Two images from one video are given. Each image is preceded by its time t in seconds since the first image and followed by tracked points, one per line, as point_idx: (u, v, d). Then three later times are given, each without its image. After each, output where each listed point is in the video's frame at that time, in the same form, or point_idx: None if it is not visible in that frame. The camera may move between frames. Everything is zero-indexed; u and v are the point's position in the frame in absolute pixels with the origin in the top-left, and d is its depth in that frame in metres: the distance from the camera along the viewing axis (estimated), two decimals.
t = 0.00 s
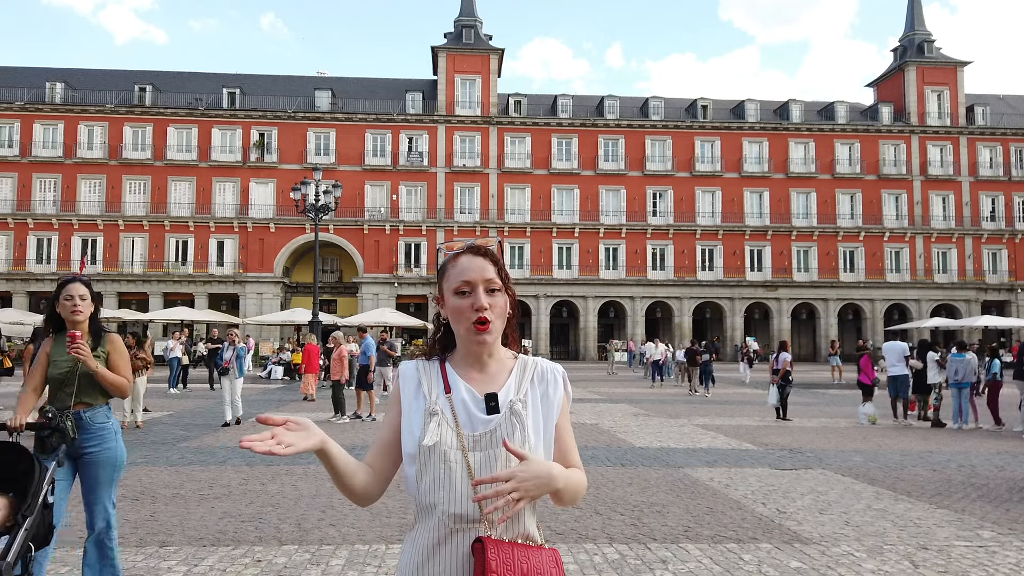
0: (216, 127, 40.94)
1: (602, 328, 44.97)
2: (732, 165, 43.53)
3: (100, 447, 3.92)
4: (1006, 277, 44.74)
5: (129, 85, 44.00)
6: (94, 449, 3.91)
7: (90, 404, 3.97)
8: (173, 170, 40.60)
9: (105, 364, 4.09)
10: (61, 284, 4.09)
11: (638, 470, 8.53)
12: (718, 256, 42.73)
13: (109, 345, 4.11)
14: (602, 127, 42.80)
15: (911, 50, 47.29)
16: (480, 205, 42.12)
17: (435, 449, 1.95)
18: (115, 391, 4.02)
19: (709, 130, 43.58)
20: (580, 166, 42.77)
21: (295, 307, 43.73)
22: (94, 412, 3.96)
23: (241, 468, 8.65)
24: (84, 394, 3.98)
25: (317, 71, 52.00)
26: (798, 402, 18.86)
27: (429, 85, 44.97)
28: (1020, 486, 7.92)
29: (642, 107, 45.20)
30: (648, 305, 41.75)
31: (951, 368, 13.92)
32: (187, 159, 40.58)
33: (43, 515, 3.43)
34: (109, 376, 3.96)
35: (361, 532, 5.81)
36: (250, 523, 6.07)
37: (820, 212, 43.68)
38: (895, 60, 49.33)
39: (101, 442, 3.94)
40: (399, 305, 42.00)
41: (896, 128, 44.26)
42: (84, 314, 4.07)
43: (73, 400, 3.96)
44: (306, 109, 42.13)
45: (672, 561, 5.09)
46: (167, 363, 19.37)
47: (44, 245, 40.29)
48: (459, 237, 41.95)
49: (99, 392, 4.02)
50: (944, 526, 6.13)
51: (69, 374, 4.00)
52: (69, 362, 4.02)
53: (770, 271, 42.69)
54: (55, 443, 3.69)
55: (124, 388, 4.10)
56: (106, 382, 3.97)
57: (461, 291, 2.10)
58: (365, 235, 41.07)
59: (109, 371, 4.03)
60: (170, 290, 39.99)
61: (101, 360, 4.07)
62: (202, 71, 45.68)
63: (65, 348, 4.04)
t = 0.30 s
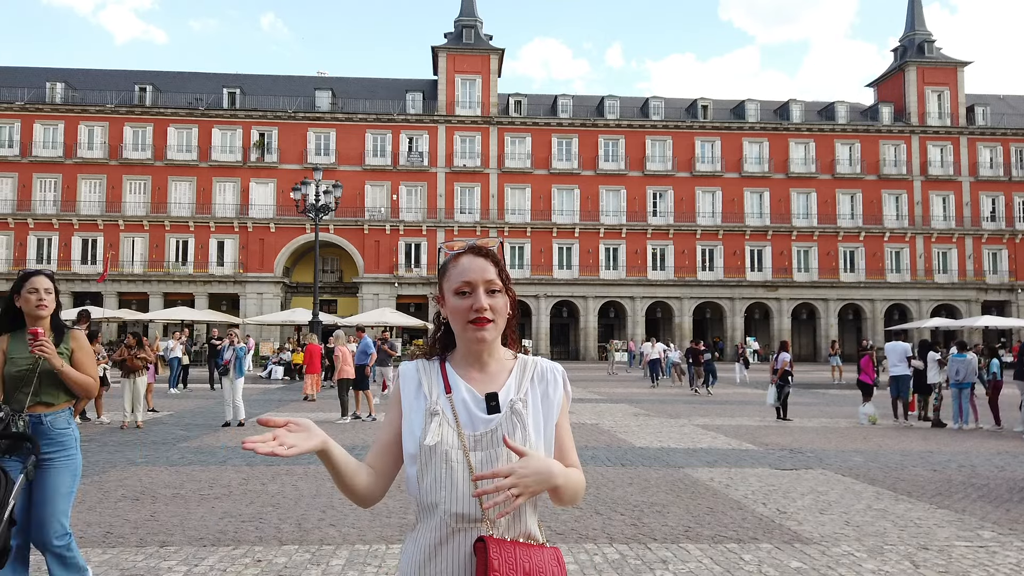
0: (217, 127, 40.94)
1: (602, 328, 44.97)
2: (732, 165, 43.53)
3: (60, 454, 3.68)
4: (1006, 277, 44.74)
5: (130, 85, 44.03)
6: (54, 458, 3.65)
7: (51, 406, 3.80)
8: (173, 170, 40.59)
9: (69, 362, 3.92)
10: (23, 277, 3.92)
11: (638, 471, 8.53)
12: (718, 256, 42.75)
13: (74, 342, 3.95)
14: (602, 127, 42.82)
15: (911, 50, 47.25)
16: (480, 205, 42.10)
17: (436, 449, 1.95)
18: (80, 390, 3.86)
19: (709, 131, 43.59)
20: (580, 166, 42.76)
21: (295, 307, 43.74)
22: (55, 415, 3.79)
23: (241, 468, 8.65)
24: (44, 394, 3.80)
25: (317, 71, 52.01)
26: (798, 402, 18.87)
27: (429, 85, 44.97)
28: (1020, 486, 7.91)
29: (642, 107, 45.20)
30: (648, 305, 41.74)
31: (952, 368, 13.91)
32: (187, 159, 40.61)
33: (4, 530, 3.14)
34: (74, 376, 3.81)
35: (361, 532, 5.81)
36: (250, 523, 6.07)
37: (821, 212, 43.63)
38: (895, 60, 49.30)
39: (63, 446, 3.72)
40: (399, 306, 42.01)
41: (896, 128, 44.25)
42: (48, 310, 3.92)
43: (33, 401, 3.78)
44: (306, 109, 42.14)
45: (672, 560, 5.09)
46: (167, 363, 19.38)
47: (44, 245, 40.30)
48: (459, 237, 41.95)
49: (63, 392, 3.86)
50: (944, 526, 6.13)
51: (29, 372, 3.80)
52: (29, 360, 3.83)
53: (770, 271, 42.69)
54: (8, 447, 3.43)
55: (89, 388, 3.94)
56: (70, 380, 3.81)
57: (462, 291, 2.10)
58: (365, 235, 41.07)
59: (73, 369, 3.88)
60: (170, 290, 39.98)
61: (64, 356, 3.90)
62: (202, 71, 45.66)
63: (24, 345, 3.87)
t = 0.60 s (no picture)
0: (217, 127, 40.95)
1: (602, 328, 44.99)
2: (733, 165, 43.48)
3: (30, 456, 3.52)
4: (1006, 277, 44.72)
5: (130, 85, 44.05)
6: (23, 461, 3.50)
7: (23, 412, 3.63)
8: (174, 170, 40.61)
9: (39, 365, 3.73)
10: None
11: (638, 470, 8.54)
12: (719, 256, 42.76)
13: (43, 343, 3.76)
14: (602, 127, 42.83)
15: (912, 50, 47.22)
16: (481, 205, 42.09)
17: (436, 449, 1.95)
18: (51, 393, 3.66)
19: (709, 131, 43.60)
20: (580, 167, 42.76)
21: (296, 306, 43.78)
22: (26, 420, 3.61)
23: (241, 468, 8.67)
24: (16, 400, 3.63)
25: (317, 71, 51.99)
26: (798, 402, 18.89)
27: (429, 85, 44.97)
28: (1020, 486, 7.91)
29: (642, 107, 45.19)
30: (648, 305, 41.74)
31: (952, 368, 13.93)
32: (188, 159, 40.62)
33: None
34: (44, 379, 3.64)
35: (361, 532, 5.82)
36: (250, 523, 6.08)
37: (821, 212, 43.60)
38: (895, 61, 49.26)
39: (38, 451, 3.57)
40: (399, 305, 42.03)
41: (897, 128, 44.24)
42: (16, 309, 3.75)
43: (3, 407, 3.61)
44: (307, 110, 42.14)
45: (672, 561, 5.09)
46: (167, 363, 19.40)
47: (45, 245, 40.31)
48: (459, 237, 41.95)
49: (35, 398, 3.69)
50: (944, 526, 6.13)
51: None
52: None
53: (771, 271, 42.72)
54: None
55: (59, 390, 3.72)
56: (42, 384, 3.64)
57: (464, 290, 2.10)
58: (365, 235, 41.08)
59: (45, 373, 3.70)
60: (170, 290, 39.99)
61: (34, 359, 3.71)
62: (202, 72, 45.64)
63: None
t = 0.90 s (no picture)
0: (218, 128, 41.01)
1: (603, 328, 45.00)
2: (733, 166, 43.49)
3: None
4: (1007, 277, 44.74)
5: (130, 85, 44.08)
6: None
7: None
8: (174, 170, 40.63)
9: (10, 368, 3.48)
10: None
11: (638, 471, 8.55)
12: (719, 256, 42.74)
13: (15, 344, 3.48)
14: (602, 127, 42.83)
15: (912, 50, 47.20)
16: (481, 205, 42.08)
17: (436, 453, 1.95)
18: (22, 402, 3.44)
19: (709, 131, 43.62)
20: (580, 167, 42.75)
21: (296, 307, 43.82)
22: None
23: (242, 468, 8.68)
24: None
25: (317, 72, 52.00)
26: (798, 402, 18.91)
27: (429, 85, 44.97)
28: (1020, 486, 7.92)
29: (642, 107, 45.19)
30: (648, 305, 41.74)
31: (953, 368, 13.93)
32: (188, 159, 40.65)
33: None
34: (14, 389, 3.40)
35: (361, 532, 5.82)
36: (251, 523, 6.09)
37: (821, 212, 43.60)
38: (895, 61, 49.25)
39: (8, 465, 3.44)
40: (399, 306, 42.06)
41: (897, 128, 44.23)
42: None
43: None
44: (308, 110, 42.17)
45: (672, 561, 5.10)
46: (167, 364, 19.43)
47: (45, 245, 40.33)
48: (459, 238, 41.96)
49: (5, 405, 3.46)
50: (944, 526, 6.13)
51: None
52: None
53: (771, 271, 42.71)
54: None
55: (30, 397, 3.47)
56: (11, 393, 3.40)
57: (464, 286, 2.11)
58: (365, 236, 41.10)
59: (14, 379, 3.44)
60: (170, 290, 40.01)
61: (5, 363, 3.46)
62: (202, 72, 45.64)
63: None
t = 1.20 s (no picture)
0: (218, 128, 41.00)
1: (603, 328, 45.02)
2: (733, 166, 43.50)
3: None
4: (1007, 277, 44.75)
5: (130, 85, 44.09)
6: None
7: None
8: (174, 171, 40.64)
9: None
10: None
11: (638, 471, 8.56)
12: (719, 256, 42.75)
13: None
14: (602, 127, 42.85)
15: (912, 51, 47.18)
16: (481, 205, 42.08)
17: (435, 453, 1.96)
18: None
19: (709, 131, 43.62)
20: (580, 167, 42.77)
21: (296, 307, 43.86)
22: None
23: (242, 469, 8.70)
24: None
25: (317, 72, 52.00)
26: (798, 402, 18.94)
27: (429, 85, 44.98)
28: (1020, 487, 7.93)
29: (642, 107, 45.20)
30: (648, 305, 41.78)
31: (953, 368, 13.95)
32: (188, 159, 40.65)
33: None
34: None
35: (361, 532, 5.84)
36: (251, 523, 6.09)
37: (821, 212, 43.62)
38: (895, 61, 49.22)
39: None
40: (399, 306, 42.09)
41: (897, 128, 44.24)
42: None
43: None
44: (308, 110, 42.18)
45: (672, 562, 5.10)
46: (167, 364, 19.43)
47: (45, 245, 40.34)
48: (459, 238, 41.96)
49: None
50: (944, 527, 6.13)
51: None
52: None
53: (771, 271, 42.73)
54: None
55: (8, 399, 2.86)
56: None
57: (466, 286, 2.11)
58: (365, 236, 41.10)
59: None
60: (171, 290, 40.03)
61: None
62: (203, 72, 45.65)
63: None
